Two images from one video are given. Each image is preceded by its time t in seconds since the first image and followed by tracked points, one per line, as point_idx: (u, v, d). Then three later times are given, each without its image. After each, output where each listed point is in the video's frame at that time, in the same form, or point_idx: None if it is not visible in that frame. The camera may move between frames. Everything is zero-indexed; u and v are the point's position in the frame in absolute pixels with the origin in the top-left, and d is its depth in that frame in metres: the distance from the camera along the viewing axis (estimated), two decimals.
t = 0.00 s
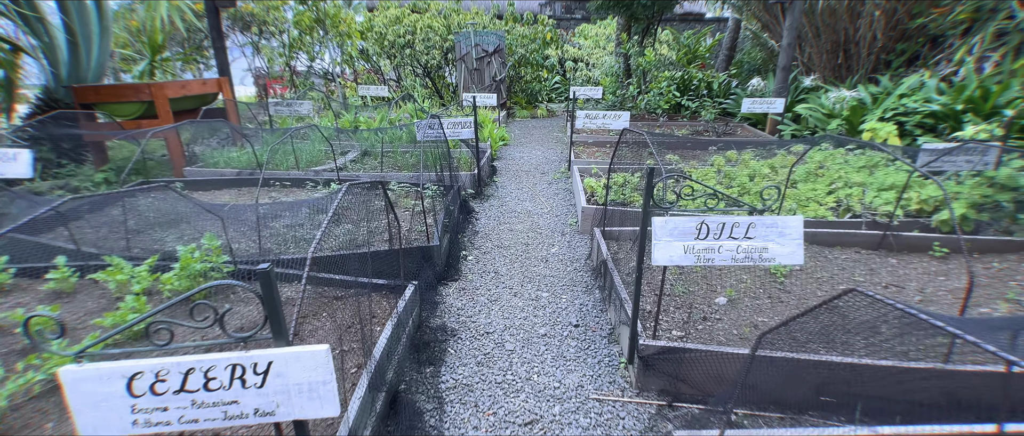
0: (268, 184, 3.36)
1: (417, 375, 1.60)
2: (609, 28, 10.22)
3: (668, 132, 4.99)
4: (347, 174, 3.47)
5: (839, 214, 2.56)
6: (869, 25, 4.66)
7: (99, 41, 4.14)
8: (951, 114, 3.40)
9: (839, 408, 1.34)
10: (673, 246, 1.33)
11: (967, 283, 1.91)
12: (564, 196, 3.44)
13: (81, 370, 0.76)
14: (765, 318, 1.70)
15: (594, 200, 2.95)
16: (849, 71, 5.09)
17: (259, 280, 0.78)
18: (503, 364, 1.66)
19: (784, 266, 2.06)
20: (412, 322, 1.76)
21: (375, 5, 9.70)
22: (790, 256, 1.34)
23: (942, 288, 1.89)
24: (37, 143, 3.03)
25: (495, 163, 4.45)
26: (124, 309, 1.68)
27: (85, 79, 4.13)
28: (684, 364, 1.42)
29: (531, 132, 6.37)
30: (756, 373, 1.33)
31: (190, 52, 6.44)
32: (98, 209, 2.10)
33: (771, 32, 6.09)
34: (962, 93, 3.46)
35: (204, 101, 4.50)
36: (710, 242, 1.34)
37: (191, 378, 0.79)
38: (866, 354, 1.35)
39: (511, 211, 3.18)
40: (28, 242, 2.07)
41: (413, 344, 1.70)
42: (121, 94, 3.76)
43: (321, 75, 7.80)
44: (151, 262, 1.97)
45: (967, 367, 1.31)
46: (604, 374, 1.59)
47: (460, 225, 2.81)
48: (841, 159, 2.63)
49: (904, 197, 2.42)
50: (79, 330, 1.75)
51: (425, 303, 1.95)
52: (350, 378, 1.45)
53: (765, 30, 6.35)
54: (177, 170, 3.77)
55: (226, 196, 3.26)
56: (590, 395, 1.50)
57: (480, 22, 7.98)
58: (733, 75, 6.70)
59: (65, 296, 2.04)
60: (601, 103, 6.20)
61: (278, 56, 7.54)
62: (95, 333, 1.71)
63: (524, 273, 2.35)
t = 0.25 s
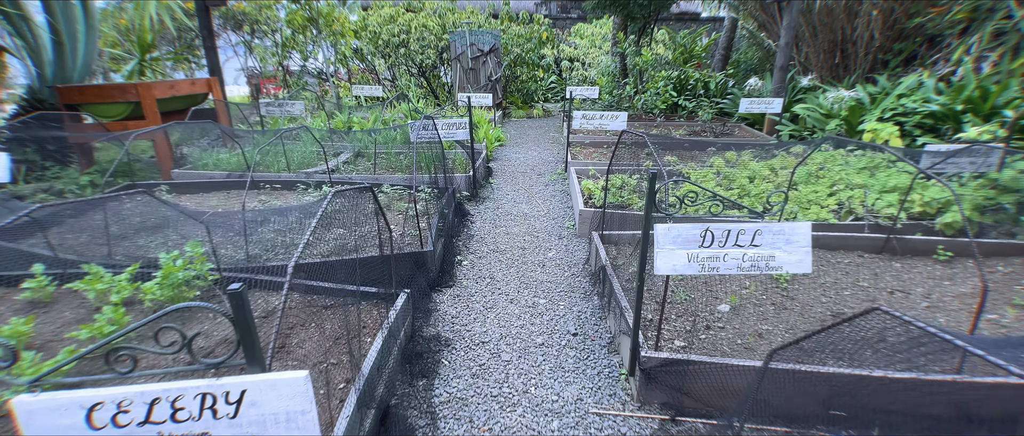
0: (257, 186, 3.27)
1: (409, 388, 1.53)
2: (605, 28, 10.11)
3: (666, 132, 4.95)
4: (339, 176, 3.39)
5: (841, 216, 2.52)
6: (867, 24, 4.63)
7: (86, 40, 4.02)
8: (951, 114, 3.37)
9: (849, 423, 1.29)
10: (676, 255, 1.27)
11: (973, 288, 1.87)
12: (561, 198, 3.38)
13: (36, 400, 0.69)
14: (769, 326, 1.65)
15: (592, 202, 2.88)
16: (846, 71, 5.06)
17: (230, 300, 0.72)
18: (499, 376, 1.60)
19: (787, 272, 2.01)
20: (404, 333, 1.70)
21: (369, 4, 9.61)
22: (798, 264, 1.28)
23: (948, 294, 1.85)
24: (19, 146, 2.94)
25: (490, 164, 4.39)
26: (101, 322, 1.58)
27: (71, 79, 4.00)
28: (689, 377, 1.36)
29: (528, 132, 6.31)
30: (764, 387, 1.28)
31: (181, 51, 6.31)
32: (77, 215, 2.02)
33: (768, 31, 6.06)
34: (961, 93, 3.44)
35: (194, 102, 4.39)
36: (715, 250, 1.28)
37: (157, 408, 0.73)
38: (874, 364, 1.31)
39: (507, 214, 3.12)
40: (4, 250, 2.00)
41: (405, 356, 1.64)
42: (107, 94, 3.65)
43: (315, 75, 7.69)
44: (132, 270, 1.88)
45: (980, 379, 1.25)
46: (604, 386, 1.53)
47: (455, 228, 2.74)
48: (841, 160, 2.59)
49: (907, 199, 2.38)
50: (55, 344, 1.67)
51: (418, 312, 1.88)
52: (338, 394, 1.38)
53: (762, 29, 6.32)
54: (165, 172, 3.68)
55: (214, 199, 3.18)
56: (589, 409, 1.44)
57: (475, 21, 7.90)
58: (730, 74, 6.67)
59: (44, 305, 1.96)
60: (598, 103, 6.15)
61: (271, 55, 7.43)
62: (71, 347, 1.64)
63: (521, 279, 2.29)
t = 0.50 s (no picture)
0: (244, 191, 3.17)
1: (398, 409, 1.44)
2: (600, 28, 10.05)
3: (663, 133, 4.88)
4: (329, 180, 3.28)
5: (845, 221, 2.46)
6: (865, 24, 4.59)
7: (69, 39, 3.88)
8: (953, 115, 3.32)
9: None
10: (682, 268, 1.19)
11: (985, 298, 1.81)
12: (557, 201, 3.30)
13: None
14: (777, 339, 1.58)
15: (590, 206, 2.80)
16: (844, 71, 5.01)
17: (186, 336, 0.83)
18: (494, 394, 1.51)
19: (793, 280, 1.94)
20: (393, 348, 1.61)
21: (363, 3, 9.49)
22: (811, 278, 1.20)
23: (960, 303, 1.79)
24: None
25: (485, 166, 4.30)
26: (69, 340, 1.47)
27: (53, 79, 3.86)
28: (695, 397, 1.29)
29: (523, 133, 6.22)
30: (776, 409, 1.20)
31: (169, 50, 6.15)
32: (50, 225, 1.93)
33: (765, 31, 6.01)
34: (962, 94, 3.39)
35: (181, 103, 4.23)
36: (723, 263, 1.20)
37: None
38: (886, 381, 1.24)
39: (503, 218, 3.03)
40: None
41: (394, 373, 1.54)
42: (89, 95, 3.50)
43: (307, 75, 7.56)
44: (106, 283, 1.77)
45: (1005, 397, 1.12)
46: (605, 405, 1.45)
47: (449, 234, 2.65)
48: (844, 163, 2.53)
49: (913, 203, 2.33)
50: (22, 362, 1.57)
51: (408, 325, 1.79)
52: (321, 417, 1.29)
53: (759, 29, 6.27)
54: (148, 176, 3.51)
55: (200, 204, 3.07)
56: (590, 430, 1.35)
57: (470, 21, 7.80)
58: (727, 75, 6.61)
59: (14, 320, 1.86)
60: (594, 104, 6.06)
61: (262, 55, 7.29)
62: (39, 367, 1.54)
63: (517, 287, 2.20)
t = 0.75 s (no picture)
0: (232, 196, 3.06)
1: (387, 434, 1.35)
2: (597, 28, 9.91)
3: (662, 136, 4.82)
4: (319, 184, 3.18)
5: (851, 227, 2.40)
6: (865, 25, 4.56)
7: (54, 40, 3.75)
8: (956, 117, 3.28)
9: None
10: (693, 285, 1.11)
11: (1000, 308, 1.75)
12: (555, 206, 3.21)
13: None
14: (788, 355, 1.51)
15: (589, 212, 2.72)
16: (843, 73, 4.98)
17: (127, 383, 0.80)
18: (491, 416, 1.42)
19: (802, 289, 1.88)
20: (383, 367, 1.52)
21: (358, 4, 9.37)
22: (829, 294, 1.13)
23: (974, 314, 1.73)
24: None
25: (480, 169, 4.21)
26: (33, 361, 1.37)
27: (38, 82, 3.73)
28: (705, 421, 1.21)
29: (520, 135, 6.14)
30: None
31: (159, 51, 6.00)
32: (22, 234, 1.83)
33: (762, 32, 5.97)
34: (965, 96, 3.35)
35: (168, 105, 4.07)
36: (736, 278, 1.12)
37: None
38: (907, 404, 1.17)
39: (499, 224, 2.95)
40: None
41: (384, 394, 1.45)
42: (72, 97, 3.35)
43: (300, 76, 7.44)
44: (79, 297, 1.66)
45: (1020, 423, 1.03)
46: (609, 427, 1.36)
47: (443, 241, 2.56)
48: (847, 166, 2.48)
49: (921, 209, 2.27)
50: None
51: (400, 341, 1.70)
52: None
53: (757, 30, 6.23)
54: (133, 181, 3.32)
55: (186, 210, 2.96)
56: None
57: (465, 21, 7.72)
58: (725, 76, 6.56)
59: None
60: (592, 105, 5.99)
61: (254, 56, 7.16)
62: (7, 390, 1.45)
63: (514, 297, 2.11)
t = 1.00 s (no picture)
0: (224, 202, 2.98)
1: None
2: (593, 31, 9.81)
3: (661, 139, 4.76)
4: (312, 189, 3.08)
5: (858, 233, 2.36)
6: (865, 28, 4.54)
7: (41, 42, 3.64)
8: (959, 121, 3.26)
9: None
10: (705, 302, 1.05)
11: (1014, 319, 1.75)
12: (554, 212, 3.15)
13: None
14: (801, 370, 1.45)
15: (589, 218, 2.66)
16: (841, 75, 4.96)
17: None
18: None
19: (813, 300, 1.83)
20: (376, 385, 1.44)
21: (352, 5, 9.29)
22: (848, 311, 1.08)
23: (991, 326, 1.69)
24: None
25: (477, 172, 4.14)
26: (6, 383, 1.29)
27: (24, 85, 3.62)
28: None
29: (517, 139, 6.07)
30: None
31: (150, 53, 5.88)
32: None
33: (760, 34, 5.95)
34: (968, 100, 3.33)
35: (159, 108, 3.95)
36: (751, 295, 1.07)
37: None
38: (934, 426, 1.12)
39: (498, 230, 2.88)
40: None
41: (378, 415, 1.38)
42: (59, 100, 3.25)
43: (295, 79, 7.35)
44: (57, 311, 1.59)
45: None
46: None
47: (440, 249, 2.48)
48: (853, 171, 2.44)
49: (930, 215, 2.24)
50: None
51: (394, 356, 1.63)
52: None
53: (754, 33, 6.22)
54: (121, 186, 3.19)
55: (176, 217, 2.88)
56: None
57: (462, 24, 7.65)
58: (723, 78, 6.53)
59: None
60: (589, 108, 5.93)
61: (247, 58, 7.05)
62: None
63: (513, 308, 2.04)
